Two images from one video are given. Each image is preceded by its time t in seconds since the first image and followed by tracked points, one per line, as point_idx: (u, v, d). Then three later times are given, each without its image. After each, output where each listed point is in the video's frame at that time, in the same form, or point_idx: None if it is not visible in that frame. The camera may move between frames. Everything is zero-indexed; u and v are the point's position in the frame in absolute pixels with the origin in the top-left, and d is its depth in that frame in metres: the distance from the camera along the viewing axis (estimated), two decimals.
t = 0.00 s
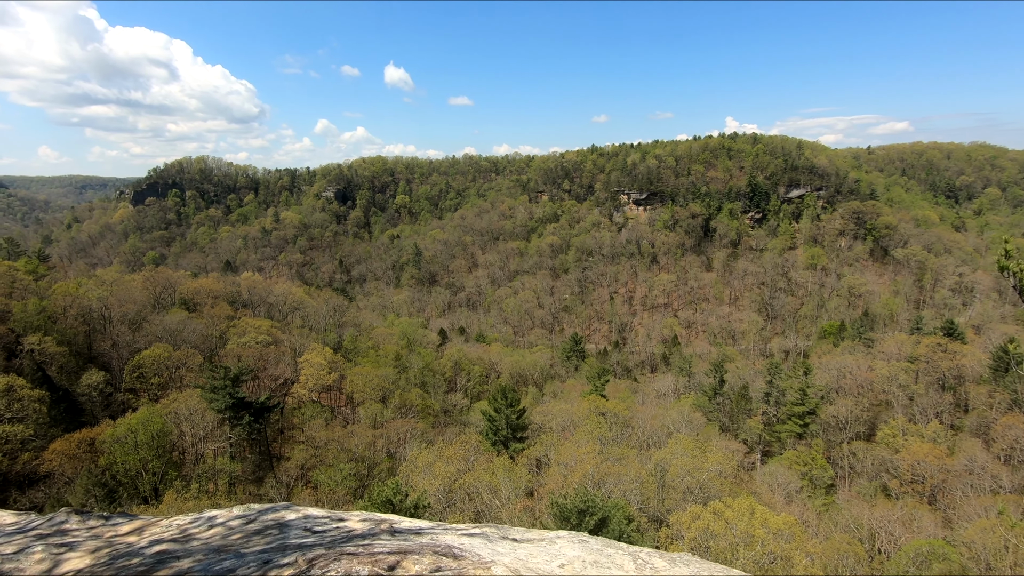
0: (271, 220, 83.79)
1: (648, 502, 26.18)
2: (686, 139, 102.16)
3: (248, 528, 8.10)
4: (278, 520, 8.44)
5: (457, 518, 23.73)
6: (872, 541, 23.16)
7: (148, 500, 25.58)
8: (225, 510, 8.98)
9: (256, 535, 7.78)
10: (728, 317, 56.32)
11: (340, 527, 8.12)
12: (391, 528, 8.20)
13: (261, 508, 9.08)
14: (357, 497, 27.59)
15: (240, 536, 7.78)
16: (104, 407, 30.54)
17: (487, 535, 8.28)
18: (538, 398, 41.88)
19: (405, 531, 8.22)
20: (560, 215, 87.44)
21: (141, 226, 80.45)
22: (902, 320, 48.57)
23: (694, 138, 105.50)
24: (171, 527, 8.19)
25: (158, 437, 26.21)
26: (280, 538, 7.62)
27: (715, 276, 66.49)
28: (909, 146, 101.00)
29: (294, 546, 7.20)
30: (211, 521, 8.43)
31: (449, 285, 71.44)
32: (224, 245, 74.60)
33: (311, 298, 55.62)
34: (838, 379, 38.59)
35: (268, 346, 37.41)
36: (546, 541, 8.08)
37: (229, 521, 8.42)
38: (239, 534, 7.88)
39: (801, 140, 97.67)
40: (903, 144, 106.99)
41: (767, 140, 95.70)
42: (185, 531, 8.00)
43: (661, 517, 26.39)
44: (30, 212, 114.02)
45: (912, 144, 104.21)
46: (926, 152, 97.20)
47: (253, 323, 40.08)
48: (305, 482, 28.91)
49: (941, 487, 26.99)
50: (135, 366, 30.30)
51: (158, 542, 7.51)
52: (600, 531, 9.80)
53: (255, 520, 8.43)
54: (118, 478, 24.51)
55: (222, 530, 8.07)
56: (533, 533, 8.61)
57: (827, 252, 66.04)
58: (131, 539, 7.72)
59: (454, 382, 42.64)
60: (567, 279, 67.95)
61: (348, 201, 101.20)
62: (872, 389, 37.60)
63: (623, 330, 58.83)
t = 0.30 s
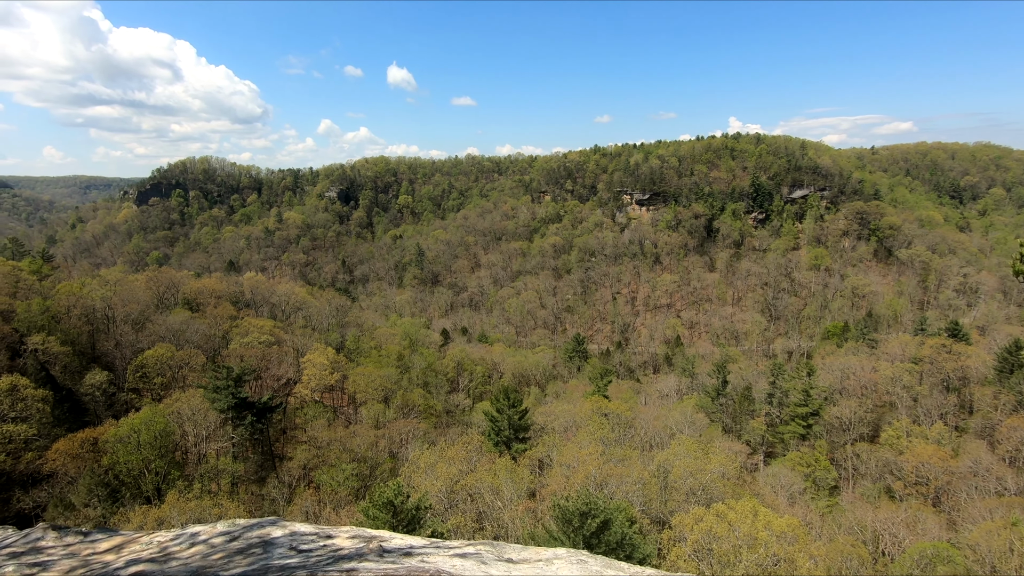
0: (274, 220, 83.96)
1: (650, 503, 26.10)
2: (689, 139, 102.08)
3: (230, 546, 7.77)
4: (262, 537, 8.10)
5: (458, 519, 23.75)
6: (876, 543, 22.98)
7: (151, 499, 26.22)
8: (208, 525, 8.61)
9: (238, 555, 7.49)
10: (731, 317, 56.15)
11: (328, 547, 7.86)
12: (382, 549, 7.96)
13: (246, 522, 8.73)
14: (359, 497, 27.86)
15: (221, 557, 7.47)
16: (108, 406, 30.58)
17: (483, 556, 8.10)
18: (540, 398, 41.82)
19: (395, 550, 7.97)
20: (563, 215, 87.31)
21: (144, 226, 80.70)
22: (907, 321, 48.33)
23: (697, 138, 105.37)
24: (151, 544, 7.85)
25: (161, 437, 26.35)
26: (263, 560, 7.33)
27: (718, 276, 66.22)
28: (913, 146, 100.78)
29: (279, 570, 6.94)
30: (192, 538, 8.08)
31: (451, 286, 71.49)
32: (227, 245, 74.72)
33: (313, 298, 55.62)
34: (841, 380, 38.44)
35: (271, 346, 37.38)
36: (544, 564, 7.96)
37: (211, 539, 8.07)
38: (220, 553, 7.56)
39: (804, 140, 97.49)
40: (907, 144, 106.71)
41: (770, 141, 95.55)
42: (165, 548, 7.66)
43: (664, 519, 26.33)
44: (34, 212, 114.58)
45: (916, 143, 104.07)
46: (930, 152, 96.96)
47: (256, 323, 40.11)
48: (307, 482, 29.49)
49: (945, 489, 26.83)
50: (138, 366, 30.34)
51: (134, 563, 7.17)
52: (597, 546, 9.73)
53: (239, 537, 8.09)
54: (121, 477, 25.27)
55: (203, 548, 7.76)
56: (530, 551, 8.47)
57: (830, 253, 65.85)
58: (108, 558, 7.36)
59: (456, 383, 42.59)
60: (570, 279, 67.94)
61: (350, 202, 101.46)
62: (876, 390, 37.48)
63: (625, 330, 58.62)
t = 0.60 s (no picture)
0: (278, 220, 84.26)
1: (654, 504, 25.99)
2: (693, 140, 101.92)
3: (223, 561, 7.28)
4: (257, 550, 7.60)
5: (461, 520, 23.75)
6: (881, 546, 22.77)
7: (155, 497, 26.43)
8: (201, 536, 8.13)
9: (229, 572, 7.00)
10: (736, 318, 55.92)
11: (326, 564, 7.34)
12: (384, 566, 7.41)
13: (243, 531, 8.23)
14: (362, 496, 27.95)
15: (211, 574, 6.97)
16: (112, 405, 30.71)
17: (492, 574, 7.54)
18: (544, 399, 41.73)
19: (400, 567, 7.50)
20: (567, 215, 87.22)
21: (150, 225, 81.16)
22: (913, 323, 48.03)
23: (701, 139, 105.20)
24: (139, 559, 7.39)
25: (166, 436, 26.47)
26: None
27: (723, 277, 65.92)
28: (919, 147, 100.35)
29: None
30: (183, 550, 7.61)
31: (455, 285, 71.51)
32: (232, 244, 75.02)
33: (317, 297, 55.77)
34: (846, 382, 38.22)
35: (275, 346, 37.41)
36: None
37: (202, 551, 7.59)
38: (211, 570, 7.07)
39: (810, 141, 97.17)
40: (913, 145, 106.31)
41: (775, 141, 95.29)
42: (153, 564, 7.20)
43: (667, 520, 26.25)
44: (41, 211, 115.27)
45: (923, 144, 103.50)
46: (937, 153, 96.46)
47: (260, 322, 40.18)
48: (310, 481, 29.72)
49: (951, 492, 26.61)
50: (143, 364, 30.43)
51: None
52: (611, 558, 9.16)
53: (232, 550, 7.59)
54: (125, 475, 25.42)
55: (194, 562, 7.28)
56: (542, 568, 7.89)
57: (836, 254, 65.55)
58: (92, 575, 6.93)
59: (460, 382, 42.54)
60: (574, 280, 67.89)
61: (355, 201, 101.71)
62: (881, 392, 37.24)
63: (629, 331, 58.41)
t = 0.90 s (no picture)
0: (286, 219, 84.64)
1: (661, 507, 25.81)
2: (701, 140, 101.53)
3: None
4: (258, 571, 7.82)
5: (467, 520, 23.66)
6: (890, 551, 22.47)
7: (163, 494, 26.58)
8: (202, 555, 8.41)
9: None
10: (743, 320, 55.60)
11: None
12: None
13: (244, 550, 8.49)
14: (368, 495, 28.04)
15: None
16: (121, 402, 30.91)
17: None
18: (550, 399, 41.60)
19: None
20: (574, 215, 87.05)
21: (159, 223, 81.81)
22: (923, 326, 47.56)
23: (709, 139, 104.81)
24: None
25: (174, 433, 26.64)
26: None
27: (730, 278, 65.50)
28: (930, 148, 99.49)
29: None
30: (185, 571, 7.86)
31: (462, 285, 71.57)
32: (240, 243, 75.48)
33: (325, 296, 55.97)
34: (855, 385, 37.91)
35: (282, 344, 37.52)
36: None
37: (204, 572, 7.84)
38: None
39: (819, 141, 96.51)
40: (924, 146, 105.42)
41: (784, 142, 94.81)
42: None
43: (673, 522, 26.08)
44: (52, 209, 116.28)
45: (935, 145, 102.53)
46: (949, 154, 95.57)
47: (268, 321, 40.34)
48: (316, 480, 29.84)
49: (962, 497, 26.28)
50: (152, 362, 30.61)
51: None
52: None
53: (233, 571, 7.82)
54: (134, 472, 25.58)
55: None
56: None
57: (845, 256, 65.06)
58: None
59: (466, 382, 42.52)
60: (580, 280, 67.74)
61: (362, 201, 101.94)
62: (891, 396, 36.85)
63: (636, 332, 58.16)
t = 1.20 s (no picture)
0: (298, 218, 85.35)
1: (670, 511, 25.58)
2: (714, 141, 100.99)
3: None
4: None
5: (475, 521, 23.61)
6: (904, 558, 22.06)
7: (174, 490, 26.82)
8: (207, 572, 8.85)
9: None
10: (754, 322, 55.13)
11: None
12: None
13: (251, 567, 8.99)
14: (376, 494, 28.14)
15: None
16: (135, 398, 31.24)
17: None
18: (559, 400, 41.46)
19: None
20: (584, 216, 86.77)
21: (173, 222, 82.74)
22: (938, 330, 46.83)
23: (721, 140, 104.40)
24: None
25: (186, 429, 26.90)
26: None
27: (742, 280, 64.96)
28: (947, 150, 98.21)
29: None
30: None
31: (472, 285, 71.69)
32: (253, 242, 76.16)
33: (336, 295, 56.25)
34: (868, 390, 37.44)
35: (293, 343, 37.71)
36: None
37: None
38: None
39: (833, 143, 95.60)
40: (941, 148, 104.00)
41: (797, 143, 94.22)
42: None
43: (683, 526, 25.86)
44: (70, 207, 118.26)
45: (952, 147, 101.12)
46: (966, 156, 94.32)
47: (279, 319, 40.61)
48: (326, 478, 30.02)
49: (977, 505, 25.77)
50: (165, 359, 30.91)
51: None
52: None
53: None
54: (146, 468, 25.85)
55: None
56: None
57: (858, 258, 64.32)
58: None
59: (475, 382, 42.58)
60: (590, 281, 67.58)
61: (373, 200, 102.54)
62: (904, 401, 36.29)
63: (646, 333, 57.86)
